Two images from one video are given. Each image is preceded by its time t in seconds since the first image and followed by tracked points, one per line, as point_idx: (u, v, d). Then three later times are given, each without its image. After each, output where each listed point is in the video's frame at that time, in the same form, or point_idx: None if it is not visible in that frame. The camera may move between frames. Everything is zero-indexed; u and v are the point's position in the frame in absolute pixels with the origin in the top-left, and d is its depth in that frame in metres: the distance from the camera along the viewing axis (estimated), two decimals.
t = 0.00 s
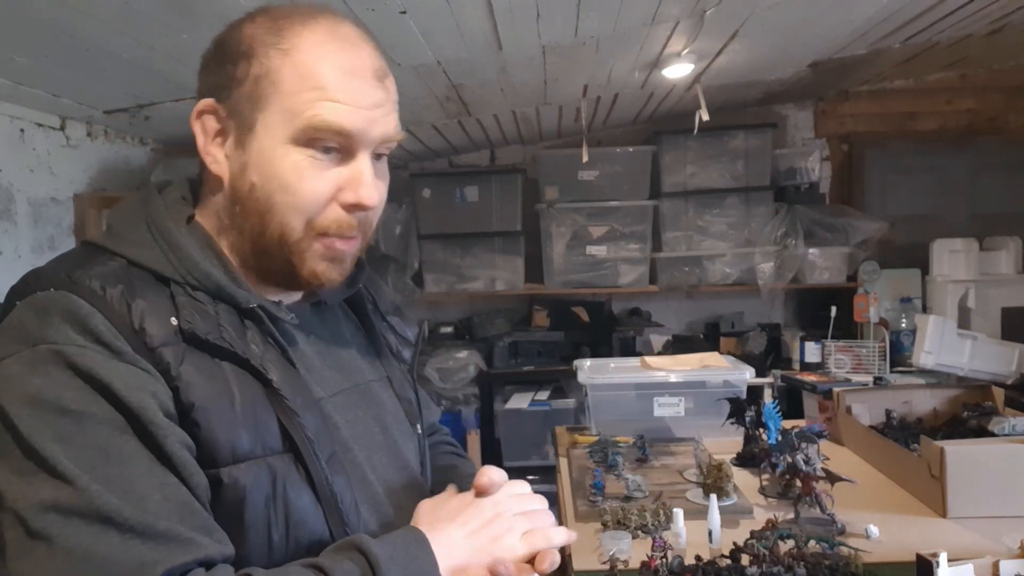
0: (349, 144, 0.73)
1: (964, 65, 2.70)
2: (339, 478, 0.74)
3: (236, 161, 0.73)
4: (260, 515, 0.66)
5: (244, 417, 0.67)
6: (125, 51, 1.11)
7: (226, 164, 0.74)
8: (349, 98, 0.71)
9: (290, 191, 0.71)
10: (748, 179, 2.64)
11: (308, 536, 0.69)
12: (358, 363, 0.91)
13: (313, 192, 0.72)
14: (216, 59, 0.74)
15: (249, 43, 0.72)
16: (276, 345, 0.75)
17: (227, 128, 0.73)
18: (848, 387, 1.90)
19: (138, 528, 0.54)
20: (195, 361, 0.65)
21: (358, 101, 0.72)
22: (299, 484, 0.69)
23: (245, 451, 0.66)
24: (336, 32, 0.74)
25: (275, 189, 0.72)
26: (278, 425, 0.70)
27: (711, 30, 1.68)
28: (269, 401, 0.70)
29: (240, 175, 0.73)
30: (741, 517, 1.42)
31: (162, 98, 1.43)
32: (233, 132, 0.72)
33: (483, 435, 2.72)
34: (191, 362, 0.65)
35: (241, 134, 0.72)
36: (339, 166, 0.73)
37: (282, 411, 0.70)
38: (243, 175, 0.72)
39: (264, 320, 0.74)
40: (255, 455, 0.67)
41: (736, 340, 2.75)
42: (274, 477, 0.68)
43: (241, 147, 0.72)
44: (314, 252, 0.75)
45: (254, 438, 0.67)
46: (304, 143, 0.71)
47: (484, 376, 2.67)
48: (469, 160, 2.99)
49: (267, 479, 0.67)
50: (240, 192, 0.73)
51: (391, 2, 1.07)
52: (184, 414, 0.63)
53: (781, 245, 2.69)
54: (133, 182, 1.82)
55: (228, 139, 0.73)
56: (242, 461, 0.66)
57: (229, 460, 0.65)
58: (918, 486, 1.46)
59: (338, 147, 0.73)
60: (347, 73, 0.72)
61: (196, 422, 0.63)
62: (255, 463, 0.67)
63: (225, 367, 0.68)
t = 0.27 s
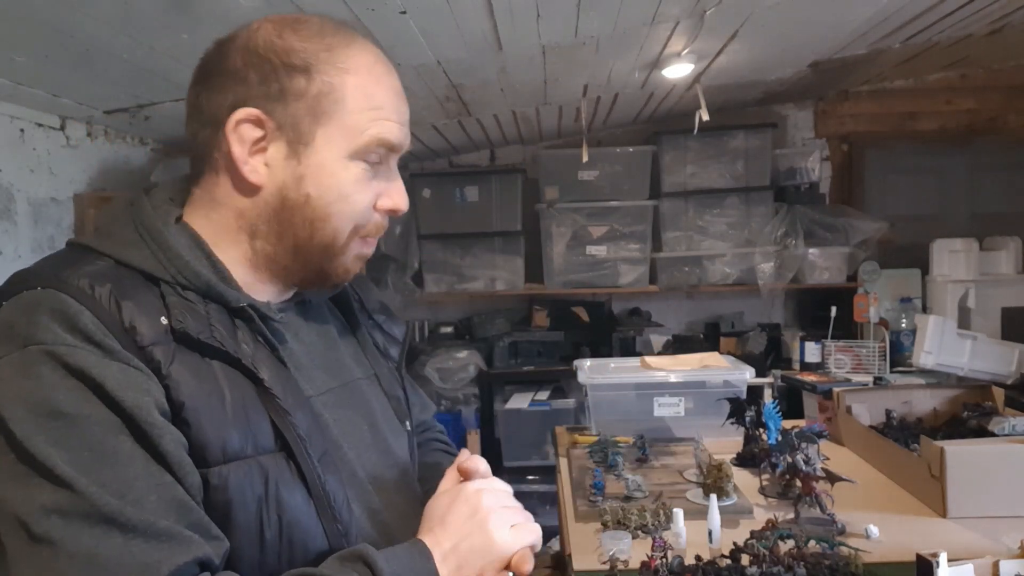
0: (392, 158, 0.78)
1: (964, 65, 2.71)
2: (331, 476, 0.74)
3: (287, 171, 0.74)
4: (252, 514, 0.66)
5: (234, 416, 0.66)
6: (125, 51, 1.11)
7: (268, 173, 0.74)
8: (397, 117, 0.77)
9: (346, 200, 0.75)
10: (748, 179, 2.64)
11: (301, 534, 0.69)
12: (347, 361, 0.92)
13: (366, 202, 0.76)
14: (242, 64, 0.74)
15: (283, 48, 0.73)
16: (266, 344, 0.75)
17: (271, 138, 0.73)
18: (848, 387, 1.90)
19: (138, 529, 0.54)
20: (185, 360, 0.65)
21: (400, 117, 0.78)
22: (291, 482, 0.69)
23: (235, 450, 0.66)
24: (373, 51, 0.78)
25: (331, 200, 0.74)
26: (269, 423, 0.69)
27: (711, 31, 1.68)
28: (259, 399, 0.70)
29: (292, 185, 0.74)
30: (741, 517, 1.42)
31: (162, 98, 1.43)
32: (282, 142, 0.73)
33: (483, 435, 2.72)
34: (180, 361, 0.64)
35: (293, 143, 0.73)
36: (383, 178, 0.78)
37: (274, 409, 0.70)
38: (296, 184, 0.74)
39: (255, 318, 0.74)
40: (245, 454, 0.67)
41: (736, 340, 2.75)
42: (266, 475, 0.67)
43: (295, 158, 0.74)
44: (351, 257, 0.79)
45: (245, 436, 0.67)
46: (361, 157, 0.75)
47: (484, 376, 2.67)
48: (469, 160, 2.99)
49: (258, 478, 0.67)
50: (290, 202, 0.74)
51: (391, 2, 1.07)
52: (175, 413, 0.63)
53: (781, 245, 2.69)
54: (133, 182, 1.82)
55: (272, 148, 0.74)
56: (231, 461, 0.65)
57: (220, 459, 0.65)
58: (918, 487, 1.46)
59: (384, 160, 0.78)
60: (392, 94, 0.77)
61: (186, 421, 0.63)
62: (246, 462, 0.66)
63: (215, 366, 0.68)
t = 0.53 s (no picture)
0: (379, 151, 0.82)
1: (964, 65, 2.71)
2: (335, 474, 0.74)
3: (290, 167, 0.75)
4: (259, 516, 0.66)
5: (237, 417, 0.66)
6: (125, 50, 1.11)
7: (269, 170, 0.74)
8: (383, 112, 0.81)
9: (346, 191, 0.77)
10: (748, 179, 2.64)
11: (308, 534, 0.69)
12: (337, 358, 0.92)
13: (361, 193, 0.79)
14: (235, 63, 0.74)
15: (280, 47, 0.74)
16: (262, 342, 0.76)
17: (272, 135, 0.74)
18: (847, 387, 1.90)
19: (135, 548, 0.53)
20: (185, 363, 0.65)
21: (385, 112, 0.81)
22: (297, 481, 0.69)
23: (240, 451, 0.66)
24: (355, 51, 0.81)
25: (331, 192, 0.76)
26: (272, 422, 0.70)
27: (711, 30, 1.68)
28: (262, 398, 0.70)
29: (293, 180, 0.75)
30: (741, 517, 1.42)
31: (163, 98, 1.43)
32: (284, 139, 0.74)
33: (483, 435, 2.72)
34: (181, 364, 0.64)
35: (295, 139, 0.74)
36: (373, 170, 0.81)
37: (277, 408, 0.70)
38: (299, 179, 0.75)
39: (252, 316, 0.74)
40: (250, 455, 0.67)
41: (736, 340, 2.75)
42: (272, 475, 0.67)
43: (296, 153, 0.75)
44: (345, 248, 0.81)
45: (249, 437, 0.67)
46: (357, 149, 0.78)
47: (484, 377, 2.67)
48: (469, 160, 2.99)
49: (265, 479, 0.67)
50: (292, 196, 0.75)
51: (391, 2, 1.07)
52: (175, 418, 0.63)
53: (781, 245, 2.69)
54: (134, 182, 1.82)
55: (273, 145, 0.74)
56: (238, 463, 0.65)
57: (226, 461, 0.65)
58: (918, 487, 1.46)
59: (373, 153, 0.81)
60: (378, 91, 0.80)
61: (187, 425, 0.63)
62: (252, 463, 0.66)
63: (214, 366, 0.68)
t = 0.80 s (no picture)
0: (364, 151, 0.82)
1: (964, 65, 2.71)
2: (342, 467, 0.74)
3: (281, 167, 0.75)
4: (269, 510, 0.66)
5: (244, 411, 0.66)
6: (125, 51, 1.11)
7: (260, 171, 0.74)
8: (367, 112, 0.81)
9: (336, 191, 0.78)
10: (748, 179, 2.64)
11: (318, 528, 0.69)
12: (328, 356, 0.92)
13: (349, 192, 0.79)
14: (222, 64, 0.73)
15: (270, 48, 0.74)
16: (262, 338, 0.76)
17: (262, 137, 0.74)
18: (847, 387, 1.90)
19: (156, 544, 0.55)
20: (189, 358, 0.65)
21: (369, 112, 0.82)
22: (305, 474, 0.69)
23: (249, 446, 0.66)
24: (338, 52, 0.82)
25: (321, 191, 0.77)
26: (278, 416, 0.69)
27: (710, 31, 1.68)
28: (266, 393, 0.70)
29: (283, 181, 0.75)
30: (741, 517, 1.42)
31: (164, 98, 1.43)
32: (275, 140, 0.74)
33: (483, 435, 2.73)
34: (186, 360, 0.64)
35: (285, 140, 0.75)
36: (359, 169, 0.82)
37: (282, 402, 0.70)
38: (290, 179, 0.75)
39: (251, 312, 0.74)
40: (259, 450, 0.67)
41: (736, 340, 2.75)
42: (281, 470, 0.67)
43: (287, 154, 0.75)
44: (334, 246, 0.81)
45: (256, 432, 0.67)
46: (344, 148, 0.78)
47: (484, 376, 2.68)
48: (468, 160, 2.99)
49: (274, 473, 0.67)
50: (283, 197, 0.75)
51: (391, 1, 1.07)
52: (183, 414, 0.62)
53: (781, 245, 2.69)
54: (134, 182, 1.82)
55: (263, 147, 0.74)
56: (247, 457, 0.65)
57: (236, 456, 0.64)
58: (918, 487, 1.46)
59: (358, 153, 0.81)
60: (363, 91, 0.81)
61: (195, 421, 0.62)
62: (261, 458, 0.66)
63: (218, 361, 0.67)
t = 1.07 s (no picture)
0: (370, 151, 0.82)
1: (964, 65, 2.71)
2: (345, 466, 0.74)
3: (286, 167, 0.75)
4: (269, 509, 0.66)
5: (248, 407, 0.66)
6: (125, 51, 1.11)
7: (265, 171, 0.74)
8: (373, 112, 0.81)
9: (340, 192, 0.78)
10: (748, 179, 2.64)
11: (318, 527, 0.69)
12: (332, 354, 0.92)
13: (353, 193, 0.79)
14: (229, 63, 0.73)
15: (276, 47, 0.75)
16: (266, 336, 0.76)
17: (267, 137, 0.74)
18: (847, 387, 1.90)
19: (159, 542, 0.55)
20: (195, 354, 0.65)
21: (375, 112, 0.82)
22: (306, 473, 0.69)
23: (251, 444, 0.66)
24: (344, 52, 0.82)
25: (327, 191, 0.77)
26: (281, 414, 0.70)
27: (710, 31, 1.68)
28: (270, 390, 0.70)
29: (289, 181, 0.75)
30: (741, 517, 1.42)
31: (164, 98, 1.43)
32: (280, 140, 0.74)
33: (483, 435, 2.72)
34: (191, 357, 0.64)
35: (291, 139, 0.75)
36: (364, 170, 0.82)
37: (285, 400, 0.70)
38: (295, 179, 0.75)
39: (256, 309, 0.74)
40: (261, 448, 0.67)
41: (736, 340, 2.75)
42: (283, 468, 0.67)
43: (292, 154, 0.75)
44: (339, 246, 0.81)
45: (260, 429, 0.67)
46: (350, 149, 0.78)
47: (484, 376, 2.68)
48: (469, 160, 2.99)
49: (276, 471, 0.67)
50: (288, 197, 0.76)
51: (391, 2, 1.07)
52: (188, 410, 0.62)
53: (781, 245, 2.69)
54: (134, 182, 1.82)
55: (268, 147, 0.74)
56: (249, 455, 0.65)
57: (239, 454, 0.64)
58: (918, 487, 1.46)
59: (364, 153, 0.82)
60: (369, 91, 0.81)
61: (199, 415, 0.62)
62: (263, 456, 0.66)
63: (223, 357, 0.68)
